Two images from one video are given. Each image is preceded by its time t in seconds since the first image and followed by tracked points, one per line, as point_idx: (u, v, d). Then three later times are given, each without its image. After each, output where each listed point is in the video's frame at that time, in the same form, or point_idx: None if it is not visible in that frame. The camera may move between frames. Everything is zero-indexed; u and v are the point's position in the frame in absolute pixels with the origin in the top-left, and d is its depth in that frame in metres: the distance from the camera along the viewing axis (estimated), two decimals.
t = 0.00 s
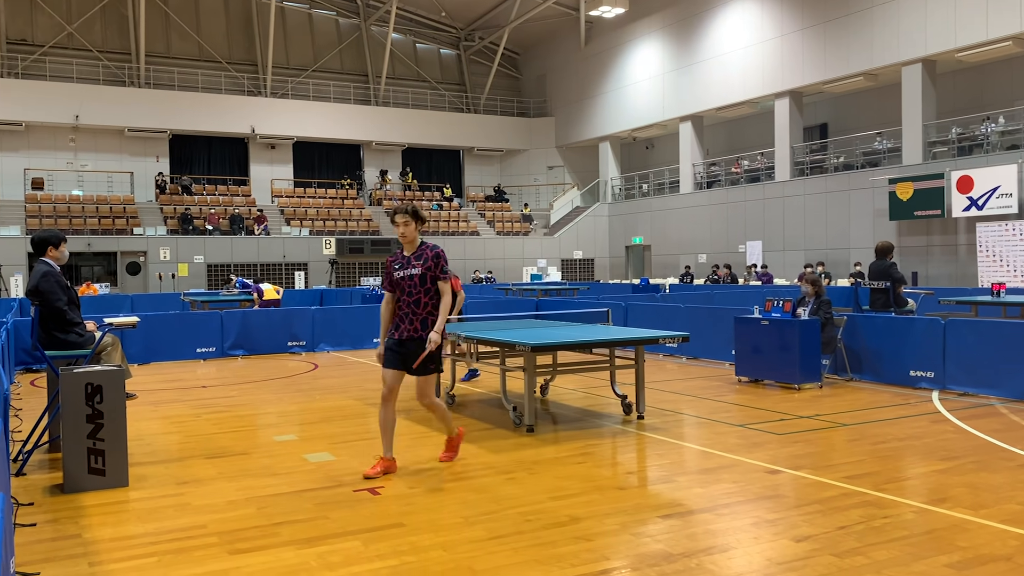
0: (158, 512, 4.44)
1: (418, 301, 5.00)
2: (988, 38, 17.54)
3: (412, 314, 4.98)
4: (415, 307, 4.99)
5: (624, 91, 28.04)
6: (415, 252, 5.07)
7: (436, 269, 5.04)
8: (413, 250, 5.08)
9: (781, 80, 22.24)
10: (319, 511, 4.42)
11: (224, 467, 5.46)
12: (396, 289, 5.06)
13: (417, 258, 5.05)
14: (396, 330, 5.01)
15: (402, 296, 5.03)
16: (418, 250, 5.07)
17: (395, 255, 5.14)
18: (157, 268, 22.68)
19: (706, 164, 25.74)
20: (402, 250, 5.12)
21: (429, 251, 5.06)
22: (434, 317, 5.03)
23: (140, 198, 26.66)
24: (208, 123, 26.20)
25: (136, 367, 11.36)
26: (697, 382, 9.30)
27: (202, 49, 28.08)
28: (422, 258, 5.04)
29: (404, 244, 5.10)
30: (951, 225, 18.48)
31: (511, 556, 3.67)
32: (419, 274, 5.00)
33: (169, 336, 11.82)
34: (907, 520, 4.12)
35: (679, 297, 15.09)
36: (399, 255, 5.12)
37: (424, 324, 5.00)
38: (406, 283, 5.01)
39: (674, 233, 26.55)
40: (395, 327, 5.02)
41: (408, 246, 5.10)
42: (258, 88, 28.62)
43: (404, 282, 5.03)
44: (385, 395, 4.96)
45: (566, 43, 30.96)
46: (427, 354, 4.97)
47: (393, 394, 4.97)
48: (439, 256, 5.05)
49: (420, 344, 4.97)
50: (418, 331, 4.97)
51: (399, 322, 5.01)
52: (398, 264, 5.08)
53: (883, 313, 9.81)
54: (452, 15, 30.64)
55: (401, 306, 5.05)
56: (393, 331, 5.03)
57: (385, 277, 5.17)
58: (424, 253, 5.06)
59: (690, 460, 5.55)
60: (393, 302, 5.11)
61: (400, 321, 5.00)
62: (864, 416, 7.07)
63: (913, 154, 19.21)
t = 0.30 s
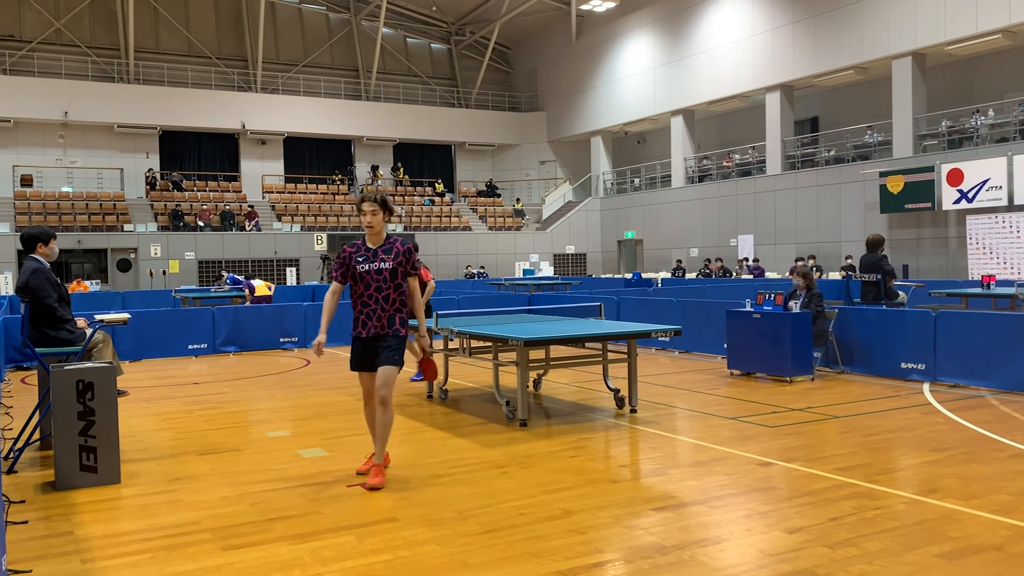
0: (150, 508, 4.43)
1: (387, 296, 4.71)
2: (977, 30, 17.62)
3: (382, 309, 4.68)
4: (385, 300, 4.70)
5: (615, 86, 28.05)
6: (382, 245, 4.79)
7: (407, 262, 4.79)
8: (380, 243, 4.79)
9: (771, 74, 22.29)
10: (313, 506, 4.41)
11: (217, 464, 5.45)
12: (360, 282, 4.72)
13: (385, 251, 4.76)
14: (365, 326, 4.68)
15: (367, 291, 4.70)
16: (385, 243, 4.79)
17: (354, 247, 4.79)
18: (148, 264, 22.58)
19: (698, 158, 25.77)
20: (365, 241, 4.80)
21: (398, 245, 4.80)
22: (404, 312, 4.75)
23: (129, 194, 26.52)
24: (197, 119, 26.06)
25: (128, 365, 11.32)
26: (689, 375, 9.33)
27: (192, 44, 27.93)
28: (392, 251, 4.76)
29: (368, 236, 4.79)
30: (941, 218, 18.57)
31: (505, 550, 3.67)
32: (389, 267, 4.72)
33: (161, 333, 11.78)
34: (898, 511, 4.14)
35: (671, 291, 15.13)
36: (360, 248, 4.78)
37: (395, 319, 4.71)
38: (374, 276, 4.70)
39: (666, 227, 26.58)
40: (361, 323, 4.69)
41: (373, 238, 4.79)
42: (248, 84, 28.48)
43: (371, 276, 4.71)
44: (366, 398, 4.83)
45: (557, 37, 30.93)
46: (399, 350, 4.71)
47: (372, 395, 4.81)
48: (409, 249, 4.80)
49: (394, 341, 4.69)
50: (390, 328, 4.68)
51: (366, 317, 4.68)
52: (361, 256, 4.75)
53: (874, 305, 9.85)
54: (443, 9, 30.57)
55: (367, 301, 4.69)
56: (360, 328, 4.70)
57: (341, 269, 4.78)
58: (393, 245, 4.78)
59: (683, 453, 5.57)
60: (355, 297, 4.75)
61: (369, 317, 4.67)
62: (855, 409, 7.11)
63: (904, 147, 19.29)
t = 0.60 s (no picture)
0: (146, 506, 4.43)
1: (366, 298, 4.32)
2: (971, 26, 17.66)
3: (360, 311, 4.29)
4: (364, 303, 4.31)
5: (610, 82, 28.05)
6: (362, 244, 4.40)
7: (389, 262, 4.38)
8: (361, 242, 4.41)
9: (765, 70, 22.32)
10: (308, 503, 4.41)
11: (213, 461, 5.45)
12: (339, 283, 4.34)
13: (365, 250, 4.37)
14: (341, 330, 4.28)
15: (345, 292, 4.32)
16: (366, 242, 4.40)
17: (333, 243, 4.41)
18: (142, 262, 22.51)
19: (693, 154, 25.78)
20: (345, 239, 4.42)
21: (380, 244, 4.41)
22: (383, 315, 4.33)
23: (123, 191, 26.42)
24: (191, 116, 25.96)
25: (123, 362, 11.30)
26: (684, 371, 9.36)
27: (185, 41, 27.83)
28: (373, 250, 4.37)
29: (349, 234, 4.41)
30: (935, 213, 18.62)
31: (500, 546, 3.68)
32: (370, 267, 4.34)
33: (156, 331, 11.76)
34: (893, 506, 4.16)
35: (666, 287, 15.15)
36: (339, 245, 4.41)
37: (374, 323, 4.31)
38: (354, 277, 4.32)
39: (661, 223, 26.59)
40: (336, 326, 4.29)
41: (354, 236, 4.40)
42: (242, 81, 28.38)
43: (350, 276, 4.32)
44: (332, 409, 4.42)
45: (552, 33, 30.90)
46: (376, 358, 4.29)
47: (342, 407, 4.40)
48: (392, 248, 4.40)
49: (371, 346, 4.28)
50: (368, 332, 4.28)
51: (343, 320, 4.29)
52: (340, 253, 4.37)
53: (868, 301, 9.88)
54: (437, 6, 30.51)
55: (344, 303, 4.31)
56: (336, 331, 4.30)
57: (319, 267, 4.41)
58: (375, 244, 4.39)
59: (678, 448, 5.59)
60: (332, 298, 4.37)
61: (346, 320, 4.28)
62: (850, 404, 7.13)
63: (898, 143, 19.34)
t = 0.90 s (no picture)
0: (144, 508, 4.43)
1: (357, 300, 4.11)
2: (966, 24, 17.69)
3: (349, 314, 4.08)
4: (354, 304, 4.10)
5: (606, 81, 28.06)
6: (351, 244, 4.19)
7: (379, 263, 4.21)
8: (350, 242, 4.20)
9: (761, 69, 22.36)
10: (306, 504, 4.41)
11: (210, 463, 5.44)
12: (326, 284, 4.10)
13: (355, 250, 4.16)
14: (329, 332, 4.03)
15: (335, 294, 4.08)
16: (354, 241, 4.20)
17: (319, 242, 4.16)
18: (139, 264, 22.49)
19: (689, 154, 25.79)
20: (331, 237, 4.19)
21: (370, 243, 4.21)
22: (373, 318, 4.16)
23: (120, 192, 26.40)
24: (187, 117, 25.94)
25: (120, 364, 11.28)
26: (682, 370, 9.37)
27: (181, 42, 27.81)
28: (363, 249, 4.17)
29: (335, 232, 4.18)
30: (931, 211, 18.65)
31: (498, 545, 3.68)
32: (360, 267, 4.13)
33: (153, 333, 11.74)
34: (891, 503, 4.18)
35: (663, 286, 15.16)
36: (325, 245, 4.15)
37: (364, 327, 4.12)
38: (344, 278, 4.09)
39: (658, 222, 26.60)
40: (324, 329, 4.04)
41: (343, 237, 4.20)
42: (238, 81, 28.37)
43: (340, 276, 4.09)
44: (316, 417, 3.96)
45: (548, 33, 30.91)
46: (366, 360, 4.13)
47: (326, 416, 3.98)
48: (382, 248, 4.23)
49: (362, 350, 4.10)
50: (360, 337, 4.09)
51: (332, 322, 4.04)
52: (327, 253, 4.12)
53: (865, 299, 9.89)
54: (433, 6, 30.50)
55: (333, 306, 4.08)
56: (323, 334, 4.04)
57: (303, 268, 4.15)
58: (364, 244, 4.19)
59: (676, 447, 5.60)
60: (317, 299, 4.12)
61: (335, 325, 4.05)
62: (848, 402, 7.15)
63: (894, 141, 19.38)
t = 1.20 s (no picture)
0: (143, 512, 4.43)
1: (351, 305, 3.81)
2: (962, 25, 17.74)
3: (342, 321, 3.76)
4: (348, 311, 3.79)
5: (604, 83, 28.08)
6: (342, 245, 3.86)
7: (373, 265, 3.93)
8: (341, 243, 3.87)
9: (758, 71, 22.39)
10: (305, 508, 4.41)
11: (209, 467, 5.44)
12: (315, 289, 3.78)
13: (346, 251, 3.86)
14: (320, 341, 3.72)
15: (326, 299, 3.77)
16: (344, 243, 3.88)
17: (306, 243, 3.82)
18: (137, 268, 22.49)
19: (687, 155, 25.81)
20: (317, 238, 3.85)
21: (362, 244, 3.91)
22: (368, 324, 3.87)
23: (118, 197, 26.40)
24: (185, 121, 25.94)
25: (119, 369, 11.28)
26: (680, 371, 9.38)
27: (179, 47, 27.82)
28: (357, 251, 3.87)
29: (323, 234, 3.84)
30: (929, 211, 18.67)
31: (497, 548, 3.69)
32: (354, 270, 3.84)
33: (152, 337, 11.74)
34: (889, 504, 4.18)
35: (661, 288, 15.18)
36: (313, 247, 3.82)
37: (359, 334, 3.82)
38: (336, 282, 3.78)
39: (656, 223, 26.61)
40: (316, 337, 3.72)
41: (332, 239, 3.85)
42: (236, 85, 28.40)
43: (331, 281, 3.78)
44: (314, 433, 3.72)
45: (545, 35, 30.95)
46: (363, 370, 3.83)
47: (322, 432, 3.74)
48: (376, 249, 3.94)
49: (358, 361, 3.78)
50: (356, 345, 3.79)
51: (324, 331, 3.73)
52: (316, 256, 3.80)
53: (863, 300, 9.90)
54: (430, 9, 30.52)
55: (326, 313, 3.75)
56: (315, 343, 3.72)
57: (288, 271, 3.79)
58: (356, 244, 3.89)
59: (675, 448, 5.61)
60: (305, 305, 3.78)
61: (329, 333, 3.73)
62: (846, 402, 7.16)
63: (891, 142, 19.40)
